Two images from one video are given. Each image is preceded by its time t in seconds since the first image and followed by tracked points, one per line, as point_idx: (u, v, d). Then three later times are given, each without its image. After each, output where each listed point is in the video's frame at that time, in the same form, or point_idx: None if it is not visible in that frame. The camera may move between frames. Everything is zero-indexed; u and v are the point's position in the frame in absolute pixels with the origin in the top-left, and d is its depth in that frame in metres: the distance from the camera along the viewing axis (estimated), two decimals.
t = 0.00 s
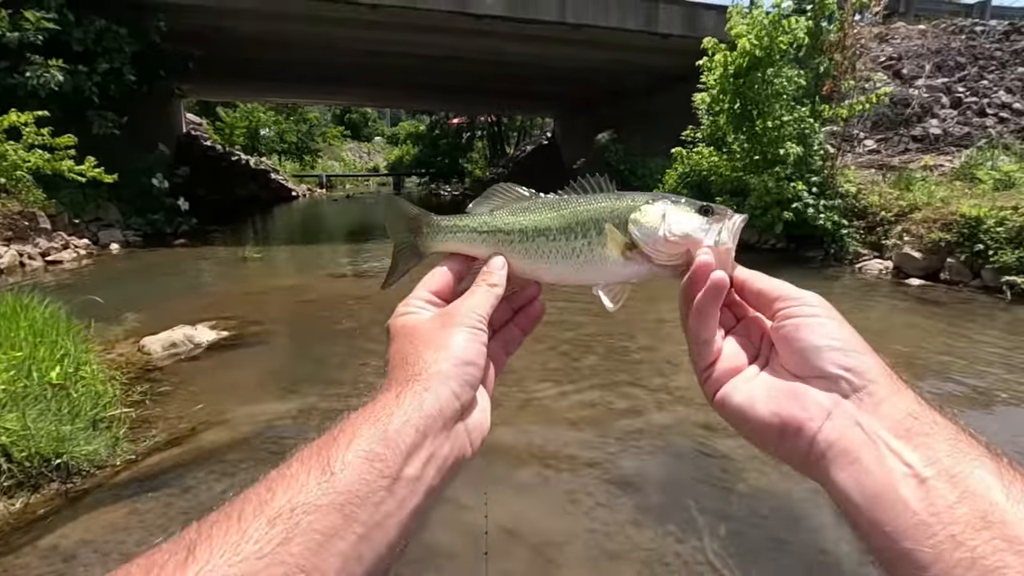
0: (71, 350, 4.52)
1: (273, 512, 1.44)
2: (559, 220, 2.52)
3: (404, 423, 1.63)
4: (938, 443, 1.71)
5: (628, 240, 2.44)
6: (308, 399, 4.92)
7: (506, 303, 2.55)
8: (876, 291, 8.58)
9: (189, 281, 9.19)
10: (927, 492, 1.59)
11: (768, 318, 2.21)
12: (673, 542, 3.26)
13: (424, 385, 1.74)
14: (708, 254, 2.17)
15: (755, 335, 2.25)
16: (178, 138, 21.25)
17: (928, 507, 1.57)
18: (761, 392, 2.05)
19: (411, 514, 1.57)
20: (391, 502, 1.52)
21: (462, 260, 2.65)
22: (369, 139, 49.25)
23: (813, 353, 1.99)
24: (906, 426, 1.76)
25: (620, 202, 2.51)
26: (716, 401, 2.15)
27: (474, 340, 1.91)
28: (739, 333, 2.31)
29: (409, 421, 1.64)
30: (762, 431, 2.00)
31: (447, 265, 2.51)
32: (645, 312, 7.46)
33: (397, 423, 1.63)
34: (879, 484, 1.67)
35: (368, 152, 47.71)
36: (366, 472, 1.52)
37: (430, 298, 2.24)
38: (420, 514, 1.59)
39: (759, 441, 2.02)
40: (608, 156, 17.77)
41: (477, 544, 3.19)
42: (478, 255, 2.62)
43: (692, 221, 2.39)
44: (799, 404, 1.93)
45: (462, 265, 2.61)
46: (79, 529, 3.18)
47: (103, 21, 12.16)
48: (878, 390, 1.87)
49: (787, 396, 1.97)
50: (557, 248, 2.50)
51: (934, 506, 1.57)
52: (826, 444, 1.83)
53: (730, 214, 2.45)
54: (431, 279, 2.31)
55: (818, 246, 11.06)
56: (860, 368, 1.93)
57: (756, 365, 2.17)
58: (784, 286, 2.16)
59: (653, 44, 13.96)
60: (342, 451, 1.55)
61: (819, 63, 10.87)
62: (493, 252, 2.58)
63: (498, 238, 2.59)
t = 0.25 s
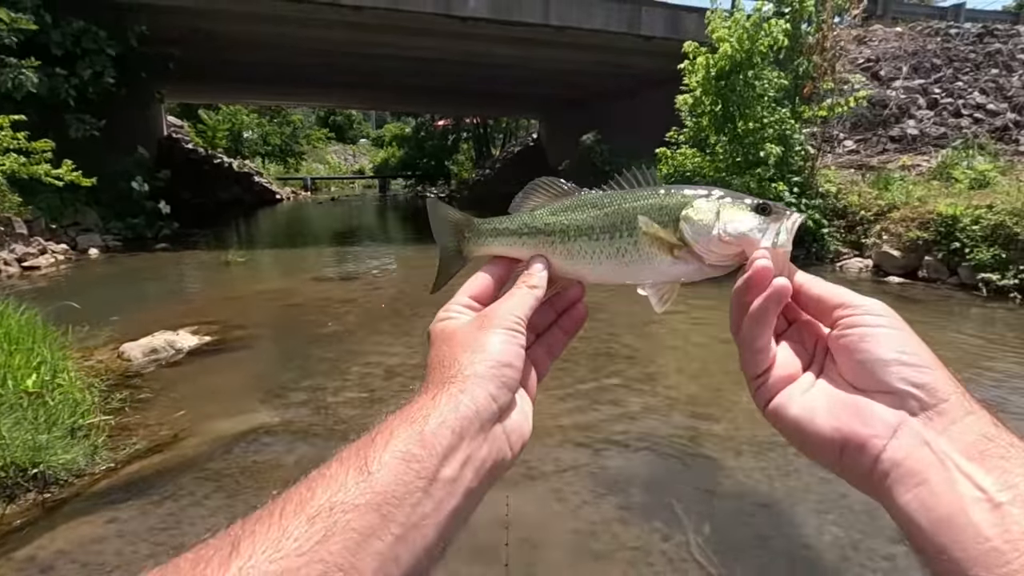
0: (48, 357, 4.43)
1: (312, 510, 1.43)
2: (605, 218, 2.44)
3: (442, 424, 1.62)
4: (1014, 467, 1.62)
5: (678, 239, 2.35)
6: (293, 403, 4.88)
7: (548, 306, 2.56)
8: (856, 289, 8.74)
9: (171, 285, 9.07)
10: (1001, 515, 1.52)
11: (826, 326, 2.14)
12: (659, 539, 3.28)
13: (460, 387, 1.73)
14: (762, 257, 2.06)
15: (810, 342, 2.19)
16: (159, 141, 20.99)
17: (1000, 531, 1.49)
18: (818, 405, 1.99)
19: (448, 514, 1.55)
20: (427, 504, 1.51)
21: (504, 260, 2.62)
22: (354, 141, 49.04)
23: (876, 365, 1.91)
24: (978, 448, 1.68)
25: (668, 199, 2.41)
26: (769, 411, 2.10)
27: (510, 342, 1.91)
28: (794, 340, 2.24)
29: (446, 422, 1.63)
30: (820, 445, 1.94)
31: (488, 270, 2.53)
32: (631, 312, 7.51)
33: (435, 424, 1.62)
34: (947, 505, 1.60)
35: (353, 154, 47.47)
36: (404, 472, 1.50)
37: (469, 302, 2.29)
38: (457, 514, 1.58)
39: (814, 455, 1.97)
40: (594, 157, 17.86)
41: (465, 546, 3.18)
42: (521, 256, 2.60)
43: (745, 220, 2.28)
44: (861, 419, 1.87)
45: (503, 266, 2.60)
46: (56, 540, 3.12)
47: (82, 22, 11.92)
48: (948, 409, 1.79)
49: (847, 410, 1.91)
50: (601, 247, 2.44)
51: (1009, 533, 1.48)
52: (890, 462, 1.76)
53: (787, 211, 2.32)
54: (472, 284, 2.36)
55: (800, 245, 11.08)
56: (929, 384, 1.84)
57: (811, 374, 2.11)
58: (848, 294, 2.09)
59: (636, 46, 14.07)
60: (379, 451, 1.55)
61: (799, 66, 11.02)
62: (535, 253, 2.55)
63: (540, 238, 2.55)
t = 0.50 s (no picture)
0: (40, 363, 4.41)
1: (340, 518, 1.43)
2: (639, 233, 2.41)
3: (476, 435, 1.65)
4: None
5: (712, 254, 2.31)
6: (287, 408, 4.86)
7: (576, 321, 2.54)
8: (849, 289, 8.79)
9: (165, 290, 9.03)
10: None
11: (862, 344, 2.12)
12: (654, 540, 3.29)
13: (489, 397, 1.74)
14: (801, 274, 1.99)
15: (843, 360, 2.17)
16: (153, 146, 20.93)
17: None
18: (852, 425, 1.99)
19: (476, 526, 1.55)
20: (455, 513, 1.51)
21: (532, 271, 2.60)
22: (348, 145, 49.01)
23: (915, 390, 1.91)
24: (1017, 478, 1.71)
25: (702, 214, 2.38)
26: (800, 428, 2.08)
27: (537, 353, 1.92)
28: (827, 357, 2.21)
29: (475, 431, 1.64)
30: (853, 466, 1.94)
31: (516, 282, 2.50)
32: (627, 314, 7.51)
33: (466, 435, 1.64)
34: (985, 533, 1.63)
35: (348, 158, 47.43)
36: (433, 482, 1.51)
37: (498, 313, 2.26)
38: (485, 525, 1.57)
39: (844, 474, 1.97)
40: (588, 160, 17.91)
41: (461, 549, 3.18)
42: (551, 270, 2.58)
43: (782, 235, 2.23)
44: (898, 443, 1.87)
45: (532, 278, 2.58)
46: (50, 547, 3.10)
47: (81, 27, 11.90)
48: (986, 437, 1.81)
49: (882, 433, 1.92)
50: (632, 261, 2.41)
51: None
52: (927, 488, 1.78)
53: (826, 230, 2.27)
54: (499, 295, 2.33)
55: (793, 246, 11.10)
56: (968, 411, 1.85)
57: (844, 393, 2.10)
58: (887, 312, 2.06)
59: (630, 49, 14.14)
60: (407, 459, 1.55)
61: (791, 67, 11.06)
62: (565, 265, 2.53)
63: (570, 250, 2.52)
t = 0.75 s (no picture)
0: (45, 363, 4.42)
1: (303, 533, 1.44)
2: (616, 237, 2.40)
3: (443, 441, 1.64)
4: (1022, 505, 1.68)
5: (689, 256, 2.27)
6: (289, 408, 4.87)
7: (554, 329, 2.56)
8: (852, 289, 8.76)
9: (168, 291, 9.06)
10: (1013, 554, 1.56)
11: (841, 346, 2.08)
12: (657, 540, 3.28)
13: (456, 403, 1.74)
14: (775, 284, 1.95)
15: (820, 364, 2.15)
16: (157, 147, 21.00)
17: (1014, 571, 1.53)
18: (829, 431, 1.95)
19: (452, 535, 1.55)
20: (426, 522, 1.51)
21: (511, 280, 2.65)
22: (351, 146, 49.11)
23: (895, 396, 1.88)
24: (990, 485, 1.72)
25: (678, 214, 2.32)
26: (778, 432, 2.02)
27: (509, 356, 1.92)
28: (801, 359, 2.19)
29: (442, 438, 1.64)
30: (831, 473, 1.90)
31: (494, 294, 2.56)
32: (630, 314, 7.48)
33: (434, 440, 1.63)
34: (960, 542, 1.63)
35: (351, 159, 47.52)
36: (398, 490, 1.50)
37: (471, 325, 2.29)
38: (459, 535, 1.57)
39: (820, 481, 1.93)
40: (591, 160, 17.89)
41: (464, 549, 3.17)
42: (527, 275, 2.62)
43: (760, 235, 2.15)
44: (876, 449, 1.85)
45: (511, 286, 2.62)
46: (54, 546, 3.11)
47: (90, 28, 12.03)
48: (961, 443, 1.81)
49: (859, 439, 1.89)
50: (608, 264, 2.42)
51: None
52: (904, 495, 1.77)
53: (808, 225, 2.17)
54: (476, 307, 2.38)
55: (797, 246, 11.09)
56: (946, 417, 1.84)
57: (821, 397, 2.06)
58: (868, 315, 2.02)
59: (632, 49, 14.13)
60: (374, 470, 1.56)
61: (795, 67, 11.07)
62: (541, 271, 2.56)
63: (546, 257, 2.55)
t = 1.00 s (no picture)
0: (56, 362, 4.46)
1: None
2: (586, 246, 2.40)
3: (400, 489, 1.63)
4: (963, 488, 1.75)
5: (661, 252, 2.27)
6: (297, 407, 4.89)
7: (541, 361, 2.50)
8: (859, 287, 8.71)
9: (176, 291, 9.11)
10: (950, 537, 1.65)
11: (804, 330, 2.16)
12: (665, 539, 3.27)
13: (422, 452, 1.73)
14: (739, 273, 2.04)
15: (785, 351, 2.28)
16: (163, 148, 21.11)
17: (949, 552, 1.62)
18: (787, 417, 2.09)
19: None
20: None
21: (496, 315, 2.63)
22: (356, 145, 49.20)
23: (849, 381, 1.96)
24: (934, 469, 1.79)
25: (639, 211, 2.33)
26: (741, 416, 2.20)
27: (482, 397, 1.89)
28: (769, 344, 2.34)
29: (406, 488, 1.64)
30: (789, 458, 2.06)
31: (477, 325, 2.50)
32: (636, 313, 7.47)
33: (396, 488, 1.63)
34: (901, 524, 1.74)
35: (356, 159, 47.62)
36: (354, 544, 1.50)
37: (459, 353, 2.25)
38: None
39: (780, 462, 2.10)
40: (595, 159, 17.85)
41: (473, 549, 3.17)
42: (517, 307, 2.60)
43: (721, 224, 2.17)
44: (827, 433, 1.97)
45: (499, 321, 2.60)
46: (66, 544, 3.13)
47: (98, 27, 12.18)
48: (911, 427, 1.88)
49: (813, 424, 2.02)
50: (585, 272, 2.40)
51: (956, 552, 1.62)
52: (853, 479, 1.89)
53: (763, 207, 2.20)
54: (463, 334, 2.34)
55: (803, 243, 10.97)
56: (897, 400, 1.90)
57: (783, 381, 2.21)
58: (827, 300, 2.08)
59: (637, 47, 14.08)
60: (332, 521, 1.54)
61: (801, 65, 10.99)
62: (524, 300, 2.55)
63: (524, 281, 2.55)
